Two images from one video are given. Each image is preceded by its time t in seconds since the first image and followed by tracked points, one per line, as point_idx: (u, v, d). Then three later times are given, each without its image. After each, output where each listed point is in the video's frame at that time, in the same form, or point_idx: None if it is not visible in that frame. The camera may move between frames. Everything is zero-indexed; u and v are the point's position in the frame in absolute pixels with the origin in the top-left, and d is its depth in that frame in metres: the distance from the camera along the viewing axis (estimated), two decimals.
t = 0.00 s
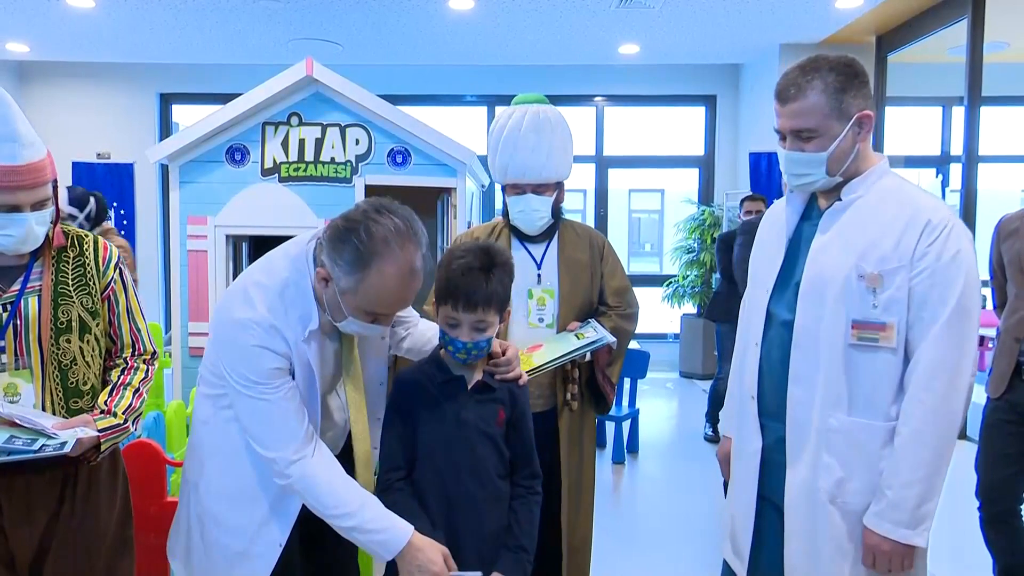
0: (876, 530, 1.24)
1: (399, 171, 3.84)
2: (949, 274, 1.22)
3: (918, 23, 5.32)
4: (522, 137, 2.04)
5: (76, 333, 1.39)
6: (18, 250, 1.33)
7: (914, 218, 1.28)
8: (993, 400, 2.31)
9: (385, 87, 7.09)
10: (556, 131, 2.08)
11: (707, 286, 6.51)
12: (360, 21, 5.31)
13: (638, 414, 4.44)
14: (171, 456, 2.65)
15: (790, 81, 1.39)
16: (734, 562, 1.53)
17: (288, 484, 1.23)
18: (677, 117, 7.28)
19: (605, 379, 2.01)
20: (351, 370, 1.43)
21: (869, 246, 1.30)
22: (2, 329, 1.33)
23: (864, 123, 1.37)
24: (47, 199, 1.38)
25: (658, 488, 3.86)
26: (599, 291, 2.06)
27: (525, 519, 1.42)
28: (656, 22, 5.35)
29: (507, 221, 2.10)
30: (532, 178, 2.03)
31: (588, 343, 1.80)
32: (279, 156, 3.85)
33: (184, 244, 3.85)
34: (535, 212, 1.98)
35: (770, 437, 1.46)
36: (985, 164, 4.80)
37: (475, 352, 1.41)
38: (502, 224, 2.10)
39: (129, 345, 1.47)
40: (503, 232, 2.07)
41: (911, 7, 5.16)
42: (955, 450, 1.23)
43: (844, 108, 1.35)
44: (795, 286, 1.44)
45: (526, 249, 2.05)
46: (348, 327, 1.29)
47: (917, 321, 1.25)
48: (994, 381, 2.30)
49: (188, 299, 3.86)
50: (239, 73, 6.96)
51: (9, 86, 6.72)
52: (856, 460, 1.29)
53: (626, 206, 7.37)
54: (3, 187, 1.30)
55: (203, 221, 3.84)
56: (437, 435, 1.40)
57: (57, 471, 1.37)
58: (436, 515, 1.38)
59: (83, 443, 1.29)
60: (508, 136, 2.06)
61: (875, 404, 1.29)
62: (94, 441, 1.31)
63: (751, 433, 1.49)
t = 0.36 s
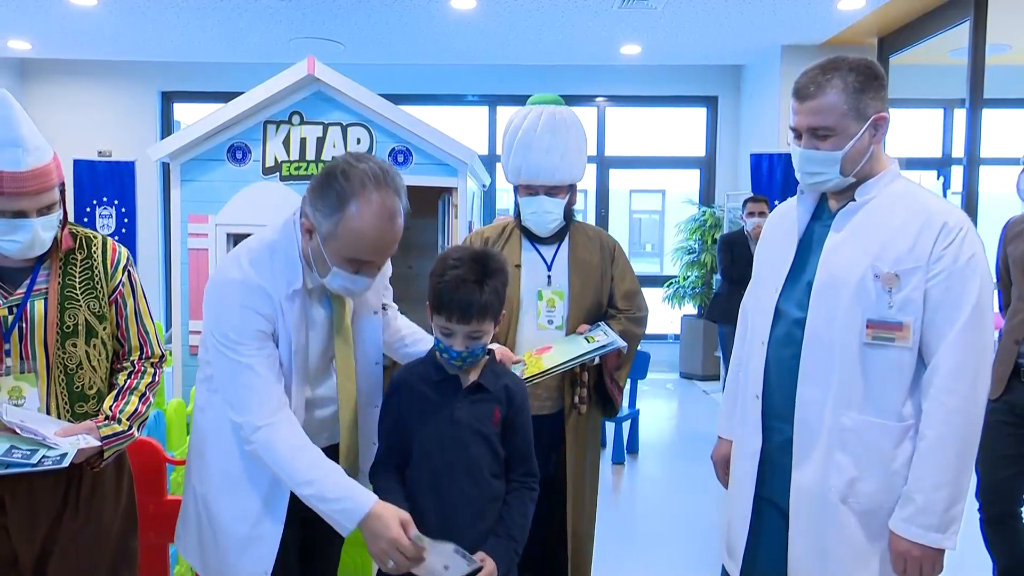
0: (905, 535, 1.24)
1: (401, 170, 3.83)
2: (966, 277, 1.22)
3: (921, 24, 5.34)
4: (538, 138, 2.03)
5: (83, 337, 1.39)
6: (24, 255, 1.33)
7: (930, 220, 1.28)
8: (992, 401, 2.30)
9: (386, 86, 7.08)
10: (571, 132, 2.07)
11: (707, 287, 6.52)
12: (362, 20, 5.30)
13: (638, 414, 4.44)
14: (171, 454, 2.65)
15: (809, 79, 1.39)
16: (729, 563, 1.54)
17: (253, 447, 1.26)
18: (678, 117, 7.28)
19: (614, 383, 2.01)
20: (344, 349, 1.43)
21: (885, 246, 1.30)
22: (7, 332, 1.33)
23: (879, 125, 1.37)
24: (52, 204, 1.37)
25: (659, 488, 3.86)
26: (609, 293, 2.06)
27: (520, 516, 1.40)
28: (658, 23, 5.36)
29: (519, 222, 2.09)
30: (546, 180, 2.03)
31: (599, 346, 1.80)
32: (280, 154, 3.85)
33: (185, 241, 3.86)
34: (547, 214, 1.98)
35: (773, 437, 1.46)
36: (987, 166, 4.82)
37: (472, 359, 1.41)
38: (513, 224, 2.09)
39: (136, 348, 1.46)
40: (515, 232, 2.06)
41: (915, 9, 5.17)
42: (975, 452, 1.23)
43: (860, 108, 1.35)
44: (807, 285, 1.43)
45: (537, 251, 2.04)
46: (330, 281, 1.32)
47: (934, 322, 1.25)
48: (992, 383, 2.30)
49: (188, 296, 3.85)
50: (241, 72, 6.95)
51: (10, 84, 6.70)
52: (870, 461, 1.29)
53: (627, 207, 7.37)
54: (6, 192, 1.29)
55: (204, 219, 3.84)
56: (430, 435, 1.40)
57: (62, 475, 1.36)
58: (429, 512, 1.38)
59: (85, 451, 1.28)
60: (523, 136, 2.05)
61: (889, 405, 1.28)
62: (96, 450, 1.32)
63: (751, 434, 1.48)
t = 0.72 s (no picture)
0: (898, 530, 1.23)
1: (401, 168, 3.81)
2: (967, 276, 1.22)
3: (922, 23, 5.34)
4: (548, 136, 2.03)
5: (89, 341, 1.38)
6: (43, 255, 1.32)
7: (932, 218, 1.28)
8: (997, 401, 2.29)
9: (387, 85, 7.08)
10: (578, 131, 2.06)
11: (708, 285, 6.52)
12: (364, 18, 5.30)
13: (639, 413, 4.44)
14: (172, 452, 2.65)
15: (813, 75, 1.39)
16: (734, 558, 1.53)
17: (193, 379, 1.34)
18: (679, 116, 7.27)
19: (616, 386, 2.00)
20: (329, 330, 1.41)
21: (887, 244, 1.30)
22: (13, 334, 1.32)
23: (882, 122, 1.36)
24: (72, 204, 1.37)
25: (660, 487, 3.85)
26: (614, 295, 2.05)
27: (503, 522, 1.35)
28: (659, 21, 5.35)
29: (524, 219, 2.09)
30: (551, 178, 2.01)
31: (599, 351, 1.78)
32: (281, 153, 3.85)
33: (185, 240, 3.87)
34: (552, 213, 1.98)
35: (776, 435, 1.45)
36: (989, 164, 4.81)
37: (453, 345, 1.42)
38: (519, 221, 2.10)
39: (141, 353, 1.46)
40: (520, 229, 2.06)
41: (916, 6, 5.17)
42: (972, 450, 1.22)
43: (863, 105, 1.35)
44: (808, 284, 1.43)
45: (541, 250, 2.04)
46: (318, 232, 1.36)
47: (935, 321, 1.24)
48: (997, 383, 2.28)
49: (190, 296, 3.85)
50: (241, 71, 6.95)
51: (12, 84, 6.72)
52: (868, 459, 1.28)
53: (628, 205, 7.37)
54: (27, 190, 1.29)
55: (206, 218, 3.82)
56: (424, 431, 1.42)
57: (65, 478, 1.36)
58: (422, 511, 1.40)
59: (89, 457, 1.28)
60: (531, 135, 2.04)
61: (888, 403, 1.28)
62: (101, 455, 1.31)
63: (755, 433, 1.48)
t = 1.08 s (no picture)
0: (895, 533, 1.23)
1: (404, 169, 3.81)
2: (967, 277, 1.22)
3: (925, 24, 5.32)
4: (536, 135, 2.01)
5: (95, 343, 1.38)
6: (60, 250, 1.33)
7: (933, 220, 1.27)
8: (1002, 405, 2.28)
9: (390, 86, 7.08)
10: (571, 129, 2.05)
11: (711, 286, 6.51)
12: (368, 19, 5.31)
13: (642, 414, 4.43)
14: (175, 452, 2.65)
15: (815, 74, 1.39)
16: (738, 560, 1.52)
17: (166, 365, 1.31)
18: (683, 116, 7.26)
19: (608, 387, 1.99)
20: (318, 317, 1.38)
21: (887, 246, 1.29)
22: (18, 333, 1.33)
23: (885, 122, 1.36)
24: (88, 199, 1.38)
25: (663, 488, 3.84)
26: (605, 295, 2.06)
27: (493, 528, 1.35)
28: (662, 22, 5.35)
29: (513, 218, 2.10)
30: (541, 176, 1.99)
31: (590, 354, 1.78)
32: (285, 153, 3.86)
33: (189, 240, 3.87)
34: (540, 211, 1.98)
35: (775, 436, 1.45)
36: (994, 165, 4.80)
37: (455, 339, 1.43)
38: (508, 222, 2.10)
39: (145, 357, 1.45)
40: (510, 229, 2.07)
41: (920, 7, 5.15)
42: (970, 454, 1.22)
43: (867, 105, 1.35)
44: (809, 285, 1.43)
45: (531, 250, 2.04)
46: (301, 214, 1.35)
47: (934, 323, 1.24)
48: (1002, 386, 2.27)
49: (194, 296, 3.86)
50: (245, 72, 6.97)
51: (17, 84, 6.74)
52: (867, 461, 1.28)
53: (631, 206, 7.36)
54: (47, 185, 1.31)
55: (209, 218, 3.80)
56: (429, 433, 1.44)
57: (65, 478, 1.37)
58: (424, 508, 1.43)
59: (92, 458, 1.27)
60: (521, 133, 2.02)
61: (887, 406, 1.28)
62: (102, 457, 1.32)
63: (755, 433, 1.48)
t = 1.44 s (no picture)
0: (894, 536, 1.22)
1: (405, 170, 3.81)
2: (967, 279, 1.21)
3: (927, 24, 5.32)
4: (516, 129, 1.88)
5: (85, 341, 1.39)
6: (31, 250, 1.33)
7: (932, 221, 1.27)
8: (1002, 405, 2.27)
9: (391, 86, 7.08)
10: (551, 128, 1.92)
11: (714, 287, 6.50)
12: (369, 20, 5.31)
13: (644, 415, 4.42)
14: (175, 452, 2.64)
15: (814, 74, 1.38)
16: (734, 561, 1.52)
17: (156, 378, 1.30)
18: (685, 117, 7.26)
19: (593, 384, 1.82)
20: (319, 316, 1.38)
21: (885, 247, 1.29)
22: (8, 335, 1.33)
23: (884, 122, 1.35)
24: (51, 193, 1.37)
25: (664, 490, 3.83)
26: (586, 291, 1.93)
27: (528, 533, 1.34)
28: (664, 22, 5.34)
29: (491, 218, 1.98)
30: (519, 173, 1.87)
31: (581, 348, 1.64)
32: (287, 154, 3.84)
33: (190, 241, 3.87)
34: (519, 207, 1.85)
35: (773, 437, 1.45)
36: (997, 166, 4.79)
37: (497, 339, 1.41)
38: (486, 222, 1.97)
39: (136, 353, 1.45)
40: (488, 229, 1.94)
41: (922, 7, 5.15)
42: (970, 457, 1.21)
43: (865, 106, 1.34)
44: (808, 286, 1.42)
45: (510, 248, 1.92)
46: (288, 212, 1.34)
47: (933, 324, 1.24)
48: (1003, 386, 2.26)
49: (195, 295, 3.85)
50: (247, 72, 6.97)
51: (19, 85, 6.76)
52: (865, 463, 1.27)
53: (633, 206, 7.35)
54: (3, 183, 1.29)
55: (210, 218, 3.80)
56: (469, 434, 1.44)
57: (58, 479, 1.36)
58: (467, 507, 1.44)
59: (84, 456, 1.27)
60: (501, 129, 1.89)
61: (885, 408, 1.27)
62: (96, 454, 1.31)
63: (752, 434, 1.48)
